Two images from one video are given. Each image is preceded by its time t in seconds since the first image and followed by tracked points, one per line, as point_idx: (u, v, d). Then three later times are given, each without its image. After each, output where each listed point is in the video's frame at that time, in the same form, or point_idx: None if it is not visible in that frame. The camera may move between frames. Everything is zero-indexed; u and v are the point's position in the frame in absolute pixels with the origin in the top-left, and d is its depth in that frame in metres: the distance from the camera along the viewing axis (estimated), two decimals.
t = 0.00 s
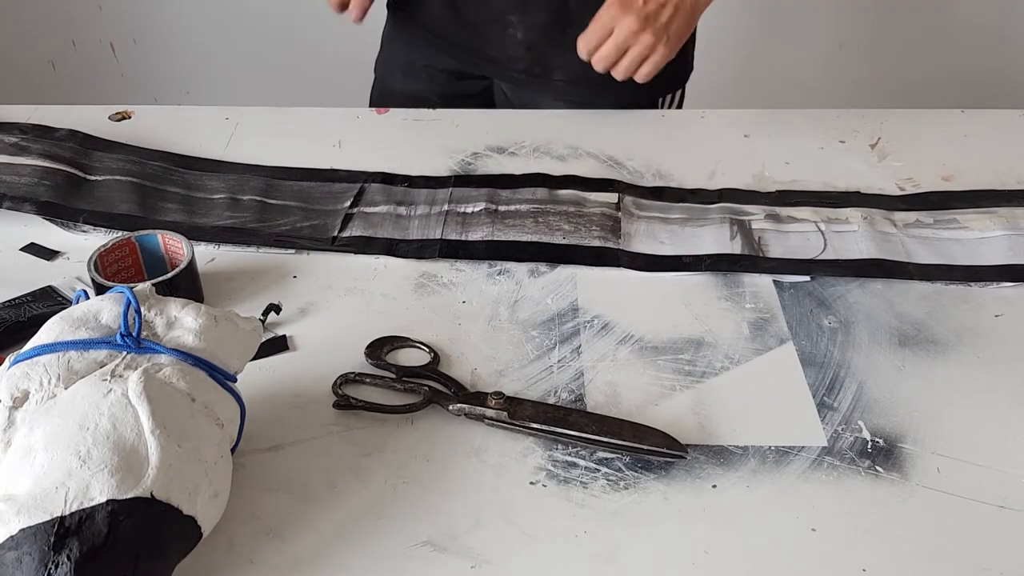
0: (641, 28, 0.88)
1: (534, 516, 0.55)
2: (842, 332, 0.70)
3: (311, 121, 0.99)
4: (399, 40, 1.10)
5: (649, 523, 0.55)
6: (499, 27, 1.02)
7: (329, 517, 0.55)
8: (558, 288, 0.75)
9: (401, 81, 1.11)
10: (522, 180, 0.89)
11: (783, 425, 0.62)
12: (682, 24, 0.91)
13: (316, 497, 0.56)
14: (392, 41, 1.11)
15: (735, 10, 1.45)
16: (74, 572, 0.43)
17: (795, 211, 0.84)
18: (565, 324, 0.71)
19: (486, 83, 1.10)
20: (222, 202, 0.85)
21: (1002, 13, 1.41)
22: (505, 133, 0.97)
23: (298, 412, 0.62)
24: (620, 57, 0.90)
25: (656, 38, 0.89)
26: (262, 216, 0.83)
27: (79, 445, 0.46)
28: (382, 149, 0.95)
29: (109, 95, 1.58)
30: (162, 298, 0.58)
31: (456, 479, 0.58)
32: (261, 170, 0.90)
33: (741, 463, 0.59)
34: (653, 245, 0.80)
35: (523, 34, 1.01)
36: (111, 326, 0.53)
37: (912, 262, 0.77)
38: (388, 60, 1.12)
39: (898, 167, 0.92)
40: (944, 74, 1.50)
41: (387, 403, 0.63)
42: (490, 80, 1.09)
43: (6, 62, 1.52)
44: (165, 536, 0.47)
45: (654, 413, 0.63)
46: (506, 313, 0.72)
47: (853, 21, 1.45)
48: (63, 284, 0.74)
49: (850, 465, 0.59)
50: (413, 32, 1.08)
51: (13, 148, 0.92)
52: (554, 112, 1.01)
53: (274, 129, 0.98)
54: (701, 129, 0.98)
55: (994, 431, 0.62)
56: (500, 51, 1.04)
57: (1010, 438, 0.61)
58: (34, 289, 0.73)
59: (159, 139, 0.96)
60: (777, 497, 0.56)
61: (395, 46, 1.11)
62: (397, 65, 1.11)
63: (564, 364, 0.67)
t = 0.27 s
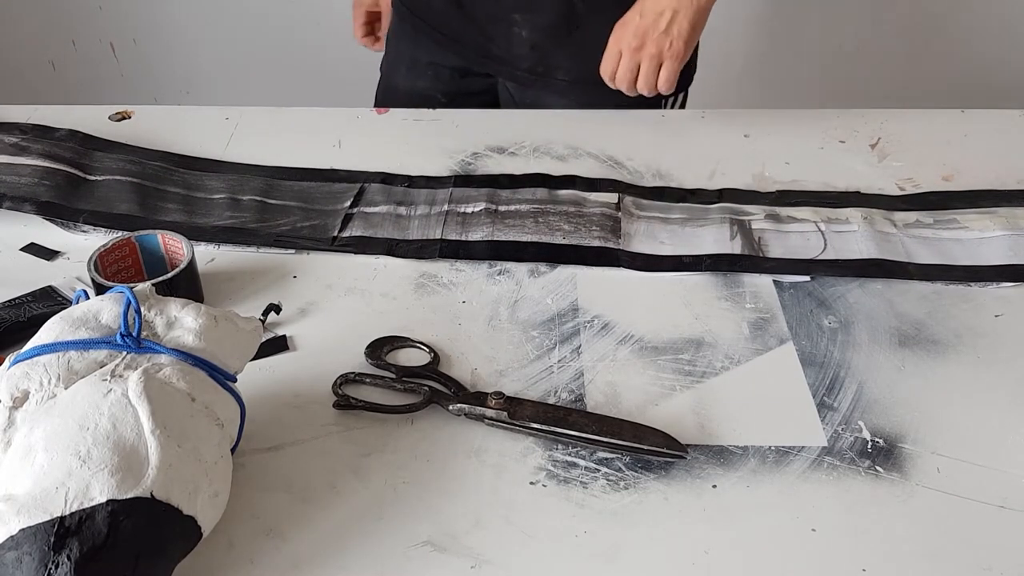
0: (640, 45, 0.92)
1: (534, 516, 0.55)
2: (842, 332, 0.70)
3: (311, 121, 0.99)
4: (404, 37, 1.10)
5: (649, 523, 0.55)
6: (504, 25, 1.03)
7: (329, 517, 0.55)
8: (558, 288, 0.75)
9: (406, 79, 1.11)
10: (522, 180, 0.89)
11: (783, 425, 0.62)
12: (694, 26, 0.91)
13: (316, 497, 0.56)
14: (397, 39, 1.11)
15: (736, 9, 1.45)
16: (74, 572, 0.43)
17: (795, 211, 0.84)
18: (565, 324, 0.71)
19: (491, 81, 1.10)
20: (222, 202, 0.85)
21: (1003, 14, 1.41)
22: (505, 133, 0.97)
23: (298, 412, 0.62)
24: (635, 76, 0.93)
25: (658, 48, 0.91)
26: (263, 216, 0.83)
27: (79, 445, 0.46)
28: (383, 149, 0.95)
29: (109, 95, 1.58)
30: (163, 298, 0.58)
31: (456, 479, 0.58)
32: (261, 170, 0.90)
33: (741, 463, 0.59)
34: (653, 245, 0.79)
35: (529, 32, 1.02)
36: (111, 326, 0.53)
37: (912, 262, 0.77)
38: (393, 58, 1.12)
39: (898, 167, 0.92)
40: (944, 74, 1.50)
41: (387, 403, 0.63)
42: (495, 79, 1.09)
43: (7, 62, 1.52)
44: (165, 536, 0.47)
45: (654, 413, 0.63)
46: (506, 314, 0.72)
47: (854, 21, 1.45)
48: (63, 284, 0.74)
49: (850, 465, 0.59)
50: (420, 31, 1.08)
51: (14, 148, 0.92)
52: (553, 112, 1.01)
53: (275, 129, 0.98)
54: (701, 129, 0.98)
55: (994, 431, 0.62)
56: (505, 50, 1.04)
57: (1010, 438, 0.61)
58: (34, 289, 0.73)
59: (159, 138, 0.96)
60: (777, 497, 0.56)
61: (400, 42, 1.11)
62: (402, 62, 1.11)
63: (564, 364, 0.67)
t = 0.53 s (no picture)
0: (634, 35, 0.90)
1: (534, 516, 0.55)
2: (842, 332, 0.70)
3: (311, 121, 0.99)
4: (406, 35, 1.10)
5: (649, 523, 0.55)
6: (506, 24, 1.03)
7: (329, 517, 0.55)
8: (558, 288, 0.75)
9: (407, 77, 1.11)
10: (522, 180, 0.89)
11: (783, 425, 0.62)
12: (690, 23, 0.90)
13: (316, 497, 0.56)
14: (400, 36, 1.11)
15: (736, 9, 1.45)
16: (74, 571, 0.43)
17: (795, 211, 0.84)
18: (565, 324, 0.71)
19: (493, 79, 1.09)
20: (222, 202, 0.85)
21: (1003, 15, 1.41)
22: (505, 133, 0.97)
23: (298, 412, 0.62)
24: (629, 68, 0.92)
25: (652, 40, 0.90)
26: (263, 215, 0.83)
27: (79, 445, 0.46)
28: (383, 149, 0.95)
29: (109, 95, 1.58)
30: (163, 298, 0.58)
31: (456, 479, 0.58)
32: (261, 170, 0.90)
33: (740, 463, 0.59)
34: (654, 245, 0.80)
35: (532, 31, 1.02)
36: (111, 326, 0.53)
37: (912, 262, 0.77)
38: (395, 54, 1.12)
39: (898, 167, 0.92)
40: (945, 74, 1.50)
41: (387, 403, 0.63)
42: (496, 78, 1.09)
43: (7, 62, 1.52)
44: (165, 536, 0.47)
45: (654, 412, 0.63)
46: (506, 313, 0.72)
47: (855, 21, 1.45)
48: (63, 283, 0.74)
49: (850, 465, 0.59)
50: (422, 29, 1.07)
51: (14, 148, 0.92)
52: (553, 113, 1.01)
53: (275, 129, 0.98)
54: (700, 129, 0.98)
55: (994, 431, 0.62)
56: (508, 49, 1.05)
57: (1010, 437, 0.61)
58: (34, 289, 0.73)
59: (159, 138, 0.96)
60: (777, 497, 0.56)
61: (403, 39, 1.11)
62: (404, 60, 1.11)
63: (564, 364, 0.67)
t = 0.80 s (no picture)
0: (615, 24, 0.89)
1: (534, 516, 0.55)
2: (842, 332, 0.70)
3: (311, 121, 0.99)
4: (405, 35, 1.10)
5: (649, 523, 0.55)
6: (501, 25, 1.02)
7: (329, 517, 0.55)
8: (558, 288, 0.75)
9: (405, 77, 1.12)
10: (522, 180, 0.89)
11: (783, 424, 0.62)
12: (668, 21, 0.91)
13: (317, 497, 0.56)
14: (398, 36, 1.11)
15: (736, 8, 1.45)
16: (74, 571, 0.43)
17: (795, 211, 0.84)
18: (565, 324, 0.71)
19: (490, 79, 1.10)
20: (222, 202, 0.85)
21: (1004, 14, 1.41)
22: (505, 133, 0.97)
23: (298, 412, 0.62)
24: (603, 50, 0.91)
25: (633, 33, 0.89)
26: (263, 216, 0.83)
27: (79, 445, 0.46)
28: (383, 149, 0.95)
29: (109, 95, 1.58)
30: (163, 298, 0.58)
31: (456, 479, 0.58)
32: (261, 170, 0.90)
33: (741, 463, 0.59)
34: (654, 245, 0.80)
35: (527, 31, 1.02)
36: (111, 326, 0.53)
37: (912, 262, 0.77)
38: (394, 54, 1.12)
39: (898, 167, 0.92)
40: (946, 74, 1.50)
41: (387, 403, 0.63)
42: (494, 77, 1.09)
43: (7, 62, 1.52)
44: (165, 536, 0.47)
45: (654, 413, 0.63)
46: (506, 313, 0.72)
47: (855, 21, 1.45)
48: (63, 284, 0.74)
49: (850, 465, 0.59)
50: (419, 27, 1.08)
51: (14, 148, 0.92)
52: (553, 113, 1.01)
53: (275, 129, 0.98)
54: (700, 130, 0.98)
55: (994, 431, 0.62)
56: (504, 49, 1.04)
57: (1010, 437, 0.61)
58: (34, 289, 0.73)
59: (159, 138, 0.96)
60: (777, 497, 0.56)
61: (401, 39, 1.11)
62: (402, 59, 1.11)
63: (564, 364, 0.67)
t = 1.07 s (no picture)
0: (617, 23, 0.89)
1: (535, 516, 0.55)
2: (842, 332, 0.70)
3: (311, 121, 0.99)
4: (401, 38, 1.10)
5: (649, 523, 0.55)
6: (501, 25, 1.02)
7: (329, 517, 0.55)
8: (558, 288, 0.75)
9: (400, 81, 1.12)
10: (522, 180, 0.89)
11: (783, 424, 0.62)
12: (673, 20, 0.91)
13: (316, 498, 0.56)
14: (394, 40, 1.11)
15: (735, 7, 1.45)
16: (74, 572, 0.43)
17: (795, 211, 0.84)
18: (565, 324, 0.71)
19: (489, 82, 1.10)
20: (222, 202, 0.85)
21: (1004, 15, 1.41)
22: (505, 133, 0.97)
23: (298, 412, 0.62)
24: (607, 46, 0.91)
25: (634, 32, 0.89)
26: (263, 216, 0.83)
27: (79, 445, 0.46)
28: (383, 149, 0.95)
29: (109, 95, 1.58)
30: (162, 298, 0.58)
31: (456, 479, 0.58)
32: (261, 169, 0.90)
33: (740, 463, 0.59)
34: (654, 245, 0.80)
35: (527, 33, 1.01)
36: (111, 326, 0.53)
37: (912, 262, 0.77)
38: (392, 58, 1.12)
39: (898, 167, 0.92)
40: (946, 74, 1.50)
41: (387, 403, 0.63)
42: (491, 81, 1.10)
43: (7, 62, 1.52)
44: (165, 536, 0.47)
45: (654, 413, 0.63)
46: (506, 313, 0.72)
47: (855, 21, 1.45)
48: (63, 283, 0.74)
49: (850, 465, 0.59)
50: (414, 30, 1.08)
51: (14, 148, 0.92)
52: (553, 113, 1.01)
53: (275, 129, 0.98)
54: (700, 130, 0.98)
55: (995, 431, 0.62)
56: (502, 52, 1.04)
57: (1010, 437, 0.61)
58: (34, 289, 0.73)
59: (159, 138, 0.96)
60: (777, 497, 0.56)
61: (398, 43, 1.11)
62: (398, 63, 1.12)
63: (564, 364, 0.67)
